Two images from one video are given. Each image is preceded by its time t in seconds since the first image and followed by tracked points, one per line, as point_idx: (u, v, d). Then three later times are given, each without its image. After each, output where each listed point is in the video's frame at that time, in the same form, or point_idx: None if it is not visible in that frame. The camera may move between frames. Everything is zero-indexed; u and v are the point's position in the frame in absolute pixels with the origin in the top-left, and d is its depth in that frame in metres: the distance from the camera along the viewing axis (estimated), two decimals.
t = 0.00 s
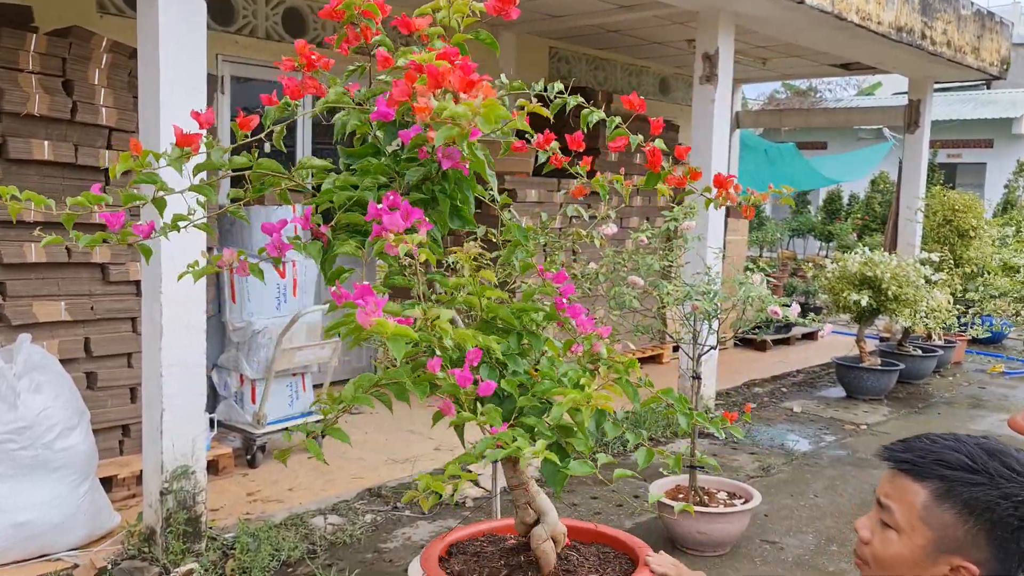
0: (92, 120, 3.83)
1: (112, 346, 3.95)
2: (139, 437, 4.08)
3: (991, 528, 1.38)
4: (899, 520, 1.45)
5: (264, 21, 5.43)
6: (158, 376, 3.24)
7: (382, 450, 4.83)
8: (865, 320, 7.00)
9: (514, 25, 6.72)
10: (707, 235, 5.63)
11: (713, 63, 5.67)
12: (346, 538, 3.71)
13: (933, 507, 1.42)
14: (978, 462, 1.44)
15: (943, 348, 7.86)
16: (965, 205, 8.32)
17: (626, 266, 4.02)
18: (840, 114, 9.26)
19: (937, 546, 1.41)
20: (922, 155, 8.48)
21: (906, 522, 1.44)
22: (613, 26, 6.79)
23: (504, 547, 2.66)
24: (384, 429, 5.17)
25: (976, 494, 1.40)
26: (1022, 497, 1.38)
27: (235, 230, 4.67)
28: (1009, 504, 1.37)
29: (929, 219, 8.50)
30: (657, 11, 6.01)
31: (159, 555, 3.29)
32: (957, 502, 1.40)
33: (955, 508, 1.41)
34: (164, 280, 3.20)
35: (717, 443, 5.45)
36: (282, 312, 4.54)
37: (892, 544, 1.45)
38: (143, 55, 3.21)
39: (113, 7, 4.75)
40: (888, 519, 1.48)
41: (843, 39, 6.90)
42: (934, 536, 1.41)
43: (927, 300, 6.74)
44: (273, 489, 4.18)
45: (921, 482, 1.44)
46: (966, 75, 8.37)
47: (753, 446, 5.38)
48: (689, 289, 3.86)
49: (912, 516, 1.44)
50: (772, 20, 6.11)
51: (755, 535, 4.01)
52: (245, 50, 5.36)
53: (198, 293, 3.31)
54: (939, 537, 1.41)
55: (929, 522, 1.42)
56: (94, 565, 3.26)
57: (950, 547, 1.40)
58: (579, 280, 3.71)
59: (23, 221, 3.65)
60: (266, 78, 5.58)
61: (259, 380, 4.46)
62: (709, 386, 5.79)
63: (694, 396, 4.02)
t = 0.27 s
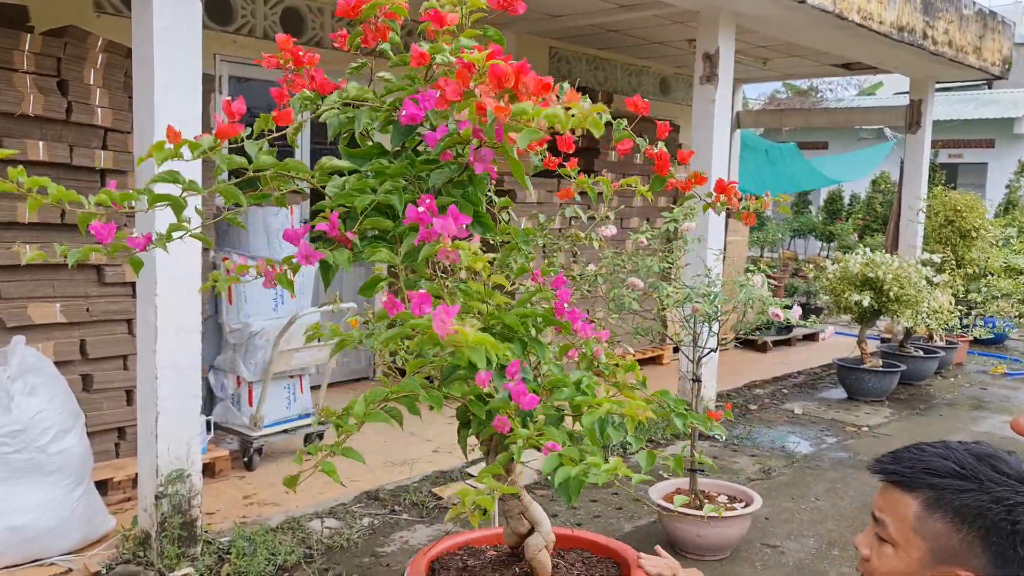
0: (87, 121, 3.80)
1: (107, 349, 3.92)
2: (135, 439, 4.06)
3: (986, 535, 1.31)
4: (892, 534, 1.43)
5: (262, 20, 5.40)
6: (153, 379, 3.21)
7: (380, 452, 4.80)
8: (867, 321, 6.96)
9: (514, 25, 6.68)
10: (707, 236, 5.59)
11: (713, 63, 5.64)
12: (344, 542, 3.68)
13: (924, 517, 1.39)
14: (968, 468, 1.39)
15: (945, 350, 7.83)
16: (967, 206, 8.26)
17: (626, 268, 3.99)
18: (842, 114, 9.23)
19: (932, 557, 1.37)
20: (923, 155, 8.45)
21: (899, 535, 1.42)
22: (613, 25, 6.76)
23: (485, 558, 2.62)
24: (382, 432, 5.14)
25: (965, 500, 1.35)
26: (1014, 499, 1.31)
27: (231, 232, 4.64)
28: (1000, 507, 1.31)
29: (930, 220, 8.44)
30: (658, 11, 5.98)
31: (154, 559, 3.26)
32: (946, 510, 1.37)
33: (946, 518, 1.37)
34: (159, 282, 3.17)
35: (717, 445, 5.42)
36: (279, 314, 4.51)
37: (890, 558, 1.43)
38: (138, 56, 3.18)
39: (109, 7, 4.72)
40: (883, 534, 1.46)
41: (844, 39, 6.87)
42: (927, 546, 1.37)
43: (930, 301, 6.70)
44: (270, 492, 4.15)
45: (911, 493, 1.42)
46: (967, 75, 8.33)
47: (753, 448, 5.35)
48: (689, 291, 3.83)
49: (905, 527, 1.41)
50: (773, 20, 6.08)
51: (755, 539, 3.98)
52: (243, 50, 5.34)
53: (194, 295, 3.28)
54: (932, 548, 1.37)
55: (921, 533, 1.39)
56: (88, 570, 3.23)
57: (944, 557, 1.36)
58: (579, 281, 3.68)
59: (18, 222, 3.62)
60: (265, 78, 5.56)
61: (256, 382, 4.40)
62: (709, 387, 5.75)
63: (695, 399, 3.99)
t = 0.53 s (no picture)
0: (81, 122, 3.77)
1: (102, 352, 3.90)
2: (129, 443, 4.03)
3: (987, 549, 1.29)
4: (892, 549, 1.40)
5: (260, 21, 5.29)
6: (146, 383, 3.18)
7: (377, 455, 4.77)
8: (868, 323, 6.92)
9: (514, 25, 6.66)
10: (706, 238, 5.56)
11: (713, 63, 5.61)
12: (339, 547, 3.64)
13: (924, 531, 1.35)
14: (966, 480, 1.36)
15: (947, 352, 7.80)
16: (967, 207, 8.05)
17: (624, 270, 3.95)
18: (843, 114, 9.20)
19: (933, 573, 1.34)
20: (924, 156, 8.42)
21: (900, 550, 1.38)
22: (613, 25, 6.73)
23: (460, 574, 2.55)
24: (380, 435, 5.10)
25: (966, 514, 1.32)
26: (1016, 513, 1.29)
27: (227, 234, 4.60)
28: (1002, 521, 1.29)
29: (931, 221, 8.32)
30: (657, 11, 5.95)
31: (148, 565, 3.24)
32: (948, 524, 1.34)
33: (946, 532, 1.34)
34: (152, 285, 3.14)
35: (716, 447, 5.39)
36: (275, 316, 4.48)
37: (891, 575, 1.40)
38: (130, 56, 3.15)
39: (105, 7, 4.69)
40: (882, 549, 1.42)
41: (845, 39, 6.83)
42: (928, 562, 1.35)
43: (931, 303, 6.66)
44: (265, 495, 4.12)
45: (909, 507, 1.39)
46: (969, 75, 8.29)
47: (753, 450, 5.32)
48: (688, 294, 3.81)
49: (906, 543, 1.38)
50: (773, 20, 6.05)
51: (755, 544, 3.95)
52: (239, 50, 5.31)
53: (187, 298, 3.25)
54: (934, 564, 1.34)
55: (922, 548, 1.35)
56: None
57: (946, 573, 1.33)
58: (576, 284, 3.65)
59: (11, 224, 3.59)
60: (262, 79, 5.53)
61: (252, 384, 4.40)
62: (709, 389, 5.72)
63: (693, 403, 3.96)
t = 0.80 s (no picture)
0: (76, 123, 3.75)
1: (96, 354, 3.88)
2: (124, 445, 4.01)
3: (978, 561, 1.21)
4: (881, 565, 1.34)
5: (257, 21, 5.23)
6: (140, 386, 3.16)
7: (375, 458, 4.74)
8: (868, 324, 6.90)
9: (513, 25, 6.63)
10: (706, 240, 5.54)
11: (712, 63, 5.58)
12: (335, 550, 3.62)
13: (912, 546, 1.29)
14: (954, 490, 1.29)
15: (948, 353, 7.78)
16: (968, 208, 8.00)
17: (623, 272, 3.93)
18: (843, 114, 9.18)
19: None
20: (925, 156, 8.39)
21: (888, 566, 1.33)
22: (612, 25, 6.71)
23: None
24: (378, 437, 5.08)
25: (952, 526, 1.25)
26: (1004, 521, 1.21)
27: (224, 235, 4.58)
28: (991, 531, 1.21)
29: (931, 222, 8.28)
30: (657, 11, 5.92)
31: (141, 569, 3.22)
32: (936, 538, 1.26)
33: (935, 546, 1.26)
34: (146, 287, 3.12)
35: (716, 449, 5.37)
36: (271, 318, 4.46)
37: None
38: (123, 56, 3.13)
39: (101, 7, 4.66)
40: (872, 566, 1.37)
41: (845, 39, 6.80)
42: None
43: (931, 304, 6.64)
44: (261, 498, 4.10)
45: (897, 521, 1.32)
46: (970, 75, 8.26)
47: (752, 452, 5.30)
48: (687, 296, 3.79)
49: (895, 559, 1.32)
50: (773, 20, 6.02)
51: (753, 547, 3.92)
52: (236, 51, 5.29)
53: (182, 300, 3.23)
54: None
55: (912, 564, 1.29)
56: None
57: None
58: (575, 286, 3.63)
59: (6, 225, 3.58)
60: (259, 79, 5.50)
61: (248, 386, 4.37)
62: (709, 391, 5.70)
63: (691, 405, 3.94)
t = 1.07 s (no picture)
0: (69, 124, 3.74)
1: (91, 355, 3.87)
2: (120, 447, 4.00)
3: (938, 560, 1.32)
4: None
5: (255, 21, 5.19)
6: (133, 388, 3.15)
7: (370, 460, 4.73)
8: (867, 325, 6.87)
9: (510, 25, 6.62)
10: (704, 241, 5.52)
11: (711, 63, 5.56)
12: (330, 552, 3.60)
13: (876, 557, 1.36)
14: (902, 498, 1.41)
15: (948, 354, 7.76)
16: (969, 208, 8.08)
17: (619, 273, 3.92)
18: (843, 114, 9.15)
19: None
20: (925, 156, 8.37)
21: None
22: (610, 26, 6.69)
23: None
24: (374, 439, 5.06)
25: (909, 530, 1.35)
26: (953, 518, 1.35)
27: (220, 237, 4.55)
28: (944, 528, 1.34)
29: (931, 223, 8.32)
30: (656, 11, 5.90)
31: (134, 572, 3.20)
32: (896, 546, 1.35)
33: (897, 554, 1.35)
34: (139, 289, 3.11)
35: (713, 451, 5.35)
36: (267, 319, 4.45)
37: None
38: (117, 56, 3.12)
39: (97, 8, 4.65)
40: None
41: (844, 39, 6.78)
42: None
43: (931, 305, 6.62)
44: (257, 500, 4.08)
45: (859, 537, 1.40)
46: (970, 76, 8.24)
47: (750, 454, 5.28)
48: (683, 298, 3.77)
49: (861, 572, 1.38)
50: (771, 20, 6.00)
51: (750, 550, 3.91)
52: (232, 51, 5.26)
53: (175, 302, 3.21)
54: None
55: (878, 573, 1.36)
56: None
57: None
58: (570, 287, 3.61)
59: None
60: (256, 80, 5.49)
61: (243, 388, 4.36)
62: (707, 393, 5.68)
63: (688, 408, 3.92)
